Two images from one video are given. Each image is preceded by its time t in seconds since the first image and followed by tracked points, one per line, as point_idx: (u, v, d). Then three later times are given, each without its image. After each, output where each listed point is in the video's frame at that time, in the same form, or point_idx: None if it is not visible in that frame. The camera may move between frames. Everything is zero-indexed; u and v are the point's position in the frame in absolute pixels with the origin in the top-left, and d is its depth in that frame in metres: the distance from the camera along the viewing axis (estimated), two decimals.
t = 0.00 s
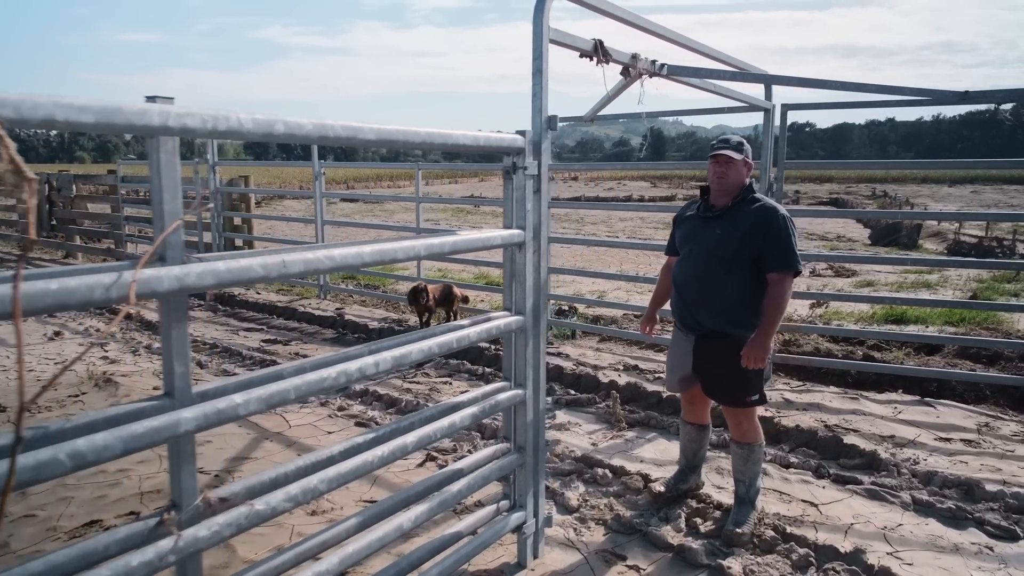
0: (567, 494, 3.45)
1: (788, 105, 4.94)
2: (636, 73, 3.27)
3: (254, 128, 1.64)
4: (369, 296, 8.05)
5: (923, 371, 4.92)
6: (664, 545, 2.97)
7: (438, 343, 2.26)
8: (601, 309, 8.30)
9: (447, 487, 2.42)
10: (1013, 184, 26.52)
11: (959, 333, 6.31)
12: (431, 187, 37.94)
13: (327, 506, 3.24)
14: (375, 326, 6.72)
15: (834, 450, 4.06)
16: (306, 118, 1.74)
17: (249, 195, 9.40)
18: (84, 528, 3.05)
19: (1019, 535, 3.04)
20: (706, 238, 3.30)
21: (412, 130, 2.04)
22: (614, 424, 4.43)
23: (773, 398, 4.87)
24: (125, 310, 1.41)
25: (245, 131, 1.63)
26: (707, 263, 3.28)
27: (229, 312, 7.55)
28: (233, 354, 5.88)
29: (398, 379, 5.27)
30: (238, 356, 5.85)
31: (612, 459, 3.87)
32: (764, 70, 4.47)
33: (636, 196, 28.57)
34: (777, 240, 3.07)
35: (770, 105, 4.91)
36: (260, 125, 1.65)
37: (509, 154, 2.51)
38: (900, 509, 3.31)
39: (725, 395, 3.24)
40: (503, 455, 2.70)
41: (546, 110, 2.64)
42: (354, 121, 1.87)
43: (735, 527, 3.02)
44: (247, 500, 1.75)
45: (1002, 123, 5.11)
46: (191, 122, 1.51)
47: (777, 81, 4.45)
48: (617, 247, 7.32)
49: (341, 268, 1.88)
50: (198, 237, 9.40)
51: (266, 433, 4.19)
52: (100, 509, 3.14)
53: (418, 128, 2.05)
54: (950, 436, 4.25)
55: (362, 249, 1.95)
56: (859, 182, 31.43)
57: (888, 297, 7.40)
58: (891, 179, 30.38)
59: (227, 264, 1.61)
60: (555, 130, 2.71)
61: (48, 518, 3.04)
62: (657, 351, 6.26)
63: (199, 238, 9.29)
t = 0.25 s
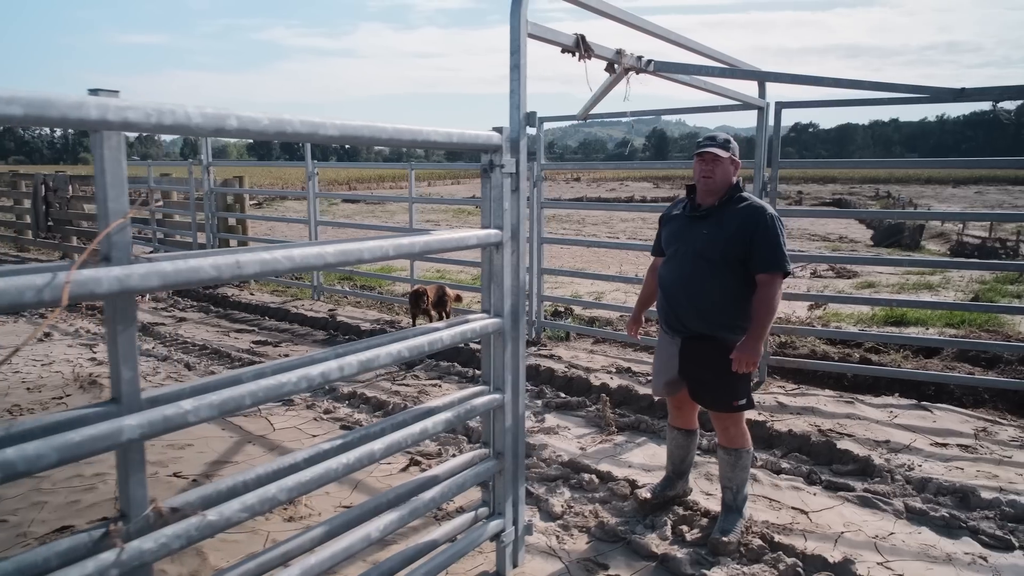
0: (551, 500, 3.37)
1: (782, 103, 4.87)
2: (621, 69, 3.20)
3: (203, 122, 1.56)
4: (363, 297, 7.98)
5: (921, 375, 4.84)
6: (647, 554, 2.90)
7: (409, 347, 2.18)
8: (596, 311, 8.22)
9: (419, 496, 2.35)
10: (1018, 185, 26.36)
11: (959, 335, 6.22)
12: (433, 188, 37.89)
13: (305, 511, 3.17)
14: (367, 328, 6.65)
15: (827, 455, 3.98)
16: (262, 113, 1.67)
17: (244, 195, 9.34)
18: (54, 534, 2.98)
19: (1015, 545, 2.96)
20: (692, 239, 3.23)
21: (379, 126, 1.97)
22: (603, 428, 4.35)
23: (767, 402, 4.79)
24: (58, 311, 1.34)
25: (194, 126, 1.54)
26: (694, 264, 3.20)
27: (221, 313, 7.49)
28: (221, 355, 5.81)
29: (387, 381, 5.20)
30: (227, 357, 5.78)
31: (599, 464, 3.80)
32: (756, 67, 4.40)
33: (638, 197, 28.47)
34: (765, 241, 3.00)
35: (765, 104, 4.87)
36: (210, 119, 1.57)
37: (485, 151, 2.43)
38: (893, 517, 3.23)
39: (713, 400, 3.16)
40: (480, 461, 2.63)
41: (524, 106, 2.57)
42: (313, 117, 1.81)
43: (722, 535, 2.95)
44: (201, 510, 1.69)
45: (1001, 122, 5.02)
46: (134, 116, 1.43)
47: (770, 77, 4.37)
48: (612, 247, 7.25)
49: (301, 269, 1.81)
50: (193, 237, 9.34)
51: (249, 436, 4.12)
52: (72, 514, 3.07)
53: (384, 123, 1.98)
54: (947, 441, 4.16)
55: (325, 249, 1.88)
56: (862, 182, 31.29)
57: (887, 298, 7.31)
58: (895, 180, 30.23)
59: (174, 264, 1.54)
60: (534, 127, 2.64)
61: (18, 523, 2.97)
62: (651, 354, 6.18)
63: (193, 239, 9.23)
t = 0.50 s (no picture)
0: (549, 506, 3.32)
1: (789, 101, 4.80)
2: (618, 67, 3.16)
3: (172, 123, 1.52)
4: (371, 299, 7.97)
5: (933, 380, 4.72)
6: (644, 563, 2.84)
7: (393, 352, 2.13)
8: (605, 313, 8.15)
9: (406, 504, 2.30)
10: None
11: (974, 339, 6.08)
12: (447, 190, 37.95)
13: (299, 516, 3.14)
14: (373, 329, 6.62)
15: (834, 463, 3.89)
16: (235, 114, 1.65)
17: (253, 197, 9.36)
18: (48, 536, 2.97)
19: None
20: (692, 242, 3.16)
21: (361, 127, 1.94)
22: (606, 432, 4.28)
23: (775, 407, 4.70)
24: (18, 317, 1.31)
25: (162, 127, 1.51)
26: (694, 267, 3.13)
27: (229, 314, 7.50)
28: (226, 357, 5.80)
29: (390, 384, 5.16)
30: (231, 358, 5.76)
31: (600, 469, 3.73)
32: (760, 65, 4.33)
33: (652, 198, 28.28)
34: (767, 243, 2.92)
35: (772, 103, 4.84)
36: (179, 120, 1.54)
37: (475, 152, 2.39)
38: (900, 527, 3.14)
39: (715, 407, 3.09)
40: (473, 467, 2.59)
41: (515, 107, 2.52)
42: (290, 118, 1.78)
43: (721, 544, 2.88)
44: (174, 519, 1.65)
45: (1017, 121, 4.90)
46: (96, 117, 1.41)
47: (776, 75, 4.29)
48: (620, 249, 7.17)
49: (278, 273, 1.77)
50: (203, 238, 9.37)
51: (248, 438, 4.10)
52: (66, 517, 3.05)
53: (367, 124, 1.94)
54: (959, 449, 4.05)
55: (305, 253, 1.84)
56: (880, 182, 30.92)
57: (901, 301, 7.18)
58: (913, 180, 29.84)
59: (142, 268, 1.50)
60: (526, 127, 2.59)
61: (12, 526, 2.96)
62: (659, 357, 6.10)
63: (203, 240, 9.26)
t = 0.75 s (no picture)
0: (557, 512, 3.27)
1: (808, 100, 4.70)
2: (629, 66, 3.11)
3: (161, 124, 1.50)
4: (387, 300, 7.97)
5: (958, 386, 4.59)
6: (652, 572, 2.78)
7: (392, 355, 2.10)
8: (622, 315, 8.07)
9: (405, 509, 2.27)
10: None
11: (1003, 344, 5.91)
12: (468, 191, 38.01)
13: (305, 518, 3.12)
14: (387, 331, 6.62)
15: (853, 470, 3.78)
16: (226, 115, 1.62)
17: (272, 198, 9.43)
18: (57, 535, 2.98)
19: None
20: (706, 245, 3.09)
21: (358, 127, 1.91)
22: (619, 437, 4.22)
23: (792, 412, 4.60)
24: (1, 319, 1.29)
25: (150, 128, 1.49)
26: (709, 271, 3.06)
27: (247, 314, 7.54)
28: (241, 357, 5.83)
29: (402, 387, 5.14)
30: (247, 358, 5.79)
31: (611, 475, 3.67)
32: (777, 63, 4.25)
33: (674, 199, 28.04)
34: (785, 245, 2.85)
35: (791, 102, 4.75)
36: (168, 120, 1.52)
37: (478, 152, 2.35)
38: (920, 539, 3.04)
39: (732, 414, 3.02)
40: (476, 472, 2.55)
41: (519, 106, 2.48)
42: (284, 118, 1.76)
43: (732, 554, 2.82)
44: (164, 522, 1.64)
45: None
46: (82, 118, 1.39)
47: (794, 74, 4.20)
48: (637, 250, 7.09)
49: (271, 275, 1.75)
50: (223, 239, 9.46)
51: (259, 439, 4.10)
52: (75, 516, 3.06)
53: (364, 124, 1.91)
54: (985, 457, 3.92)
55: (300, 255, 1.81)
56: (909, 183, 30.36)
57: (927, 305, 7.00)
58: (943, 181, 29.25)
59: (130, 270, 1.49)
60: (531, 127, 2.55)
61: (22, 524, 2.97)
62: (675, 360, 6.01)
63: (223, 240, 9.35)
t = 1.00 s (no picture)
0: (562, 518, 3.21)
1: (825, 99, 4.60)
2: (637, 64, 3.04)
3: (145, 123, 1.47)
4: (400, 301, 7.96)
5: (980, 394, 4.45)
6: None
7: (387, 358, 2.05)
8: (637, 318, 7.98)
9: (401, 515, 2.22)
10: None
11: None
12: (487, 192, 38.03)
13: (307, 521, 3.10)
14: (399, 331, 6.60)
15: (868, 479, 3.68)
16: (214, 113, 1.59)
17: (288, 199, 9.46)
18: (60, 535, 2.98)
19: None
20: (720, 248, 3.01)
21: (352, 126, 1.88)
22: (628, 442, 4.15)
23: (807, 418, 4.49)
24: None
25: (134, 127, 1.46)
26: (723, 275, 2.99)
27: (261, 314, 7.57)
28: (253, 357, 5.83)
29: (411, 388, 5.12)
30: (258, 359, 5.79)
31: (618, 481, 3.61)
32: (792, 61, 4.16)
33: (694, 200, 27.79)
34: (803, 249, 2.77)
35: (808, 101, 4.65)
36: (154, 119, 1.49)
37: (479, 152, 2.31)
38: (937, 552, 2.94)
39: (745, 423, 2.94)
40: (476, 478, 2.50)
41: (522, 105, 2.42)
42: (275, 118, 1.72)
43: (740, 565, 2.76)
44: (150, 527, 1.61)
45: None
46: (63, 116, 1.36)
47: (811, 72, 4.10)
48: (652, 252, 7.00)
49: (261, 277, 1.71)
50: (240, 239, 9.51)
51: (266, 440, 4.08)
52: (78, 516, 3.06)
53: (359, 123, 1.88)
54: (1007, 468, 3.80)
55: (291, 256, 1.77)
56: (935, 184, 29.82)
57: (950, 310, 6.84)
58: (971, 182, 28.68)
59: (113, 272, 1.46)
60: (534, 126, 2.49)
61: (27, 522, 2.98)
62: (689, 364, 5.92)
63: (240, 240, 9.40)
